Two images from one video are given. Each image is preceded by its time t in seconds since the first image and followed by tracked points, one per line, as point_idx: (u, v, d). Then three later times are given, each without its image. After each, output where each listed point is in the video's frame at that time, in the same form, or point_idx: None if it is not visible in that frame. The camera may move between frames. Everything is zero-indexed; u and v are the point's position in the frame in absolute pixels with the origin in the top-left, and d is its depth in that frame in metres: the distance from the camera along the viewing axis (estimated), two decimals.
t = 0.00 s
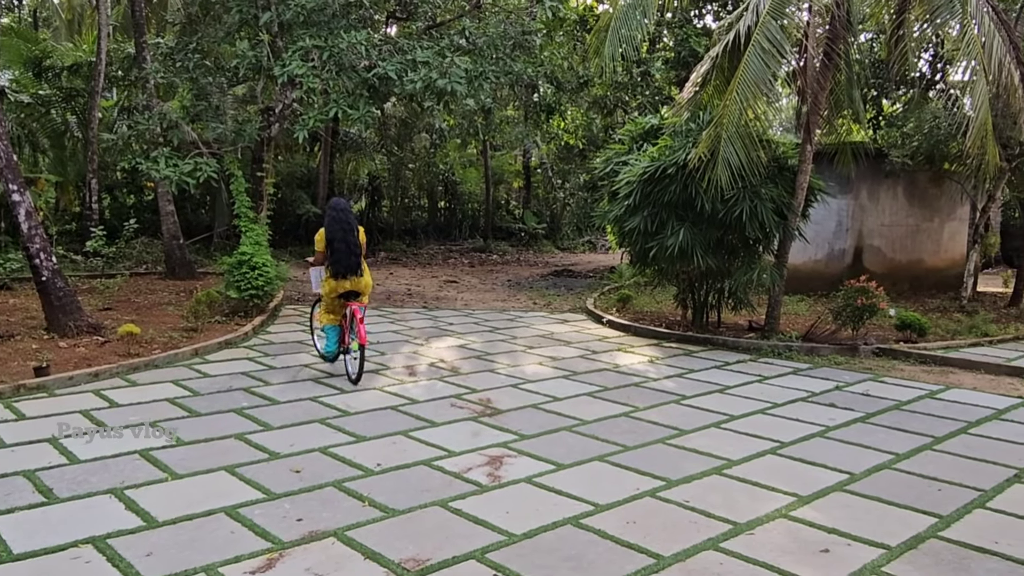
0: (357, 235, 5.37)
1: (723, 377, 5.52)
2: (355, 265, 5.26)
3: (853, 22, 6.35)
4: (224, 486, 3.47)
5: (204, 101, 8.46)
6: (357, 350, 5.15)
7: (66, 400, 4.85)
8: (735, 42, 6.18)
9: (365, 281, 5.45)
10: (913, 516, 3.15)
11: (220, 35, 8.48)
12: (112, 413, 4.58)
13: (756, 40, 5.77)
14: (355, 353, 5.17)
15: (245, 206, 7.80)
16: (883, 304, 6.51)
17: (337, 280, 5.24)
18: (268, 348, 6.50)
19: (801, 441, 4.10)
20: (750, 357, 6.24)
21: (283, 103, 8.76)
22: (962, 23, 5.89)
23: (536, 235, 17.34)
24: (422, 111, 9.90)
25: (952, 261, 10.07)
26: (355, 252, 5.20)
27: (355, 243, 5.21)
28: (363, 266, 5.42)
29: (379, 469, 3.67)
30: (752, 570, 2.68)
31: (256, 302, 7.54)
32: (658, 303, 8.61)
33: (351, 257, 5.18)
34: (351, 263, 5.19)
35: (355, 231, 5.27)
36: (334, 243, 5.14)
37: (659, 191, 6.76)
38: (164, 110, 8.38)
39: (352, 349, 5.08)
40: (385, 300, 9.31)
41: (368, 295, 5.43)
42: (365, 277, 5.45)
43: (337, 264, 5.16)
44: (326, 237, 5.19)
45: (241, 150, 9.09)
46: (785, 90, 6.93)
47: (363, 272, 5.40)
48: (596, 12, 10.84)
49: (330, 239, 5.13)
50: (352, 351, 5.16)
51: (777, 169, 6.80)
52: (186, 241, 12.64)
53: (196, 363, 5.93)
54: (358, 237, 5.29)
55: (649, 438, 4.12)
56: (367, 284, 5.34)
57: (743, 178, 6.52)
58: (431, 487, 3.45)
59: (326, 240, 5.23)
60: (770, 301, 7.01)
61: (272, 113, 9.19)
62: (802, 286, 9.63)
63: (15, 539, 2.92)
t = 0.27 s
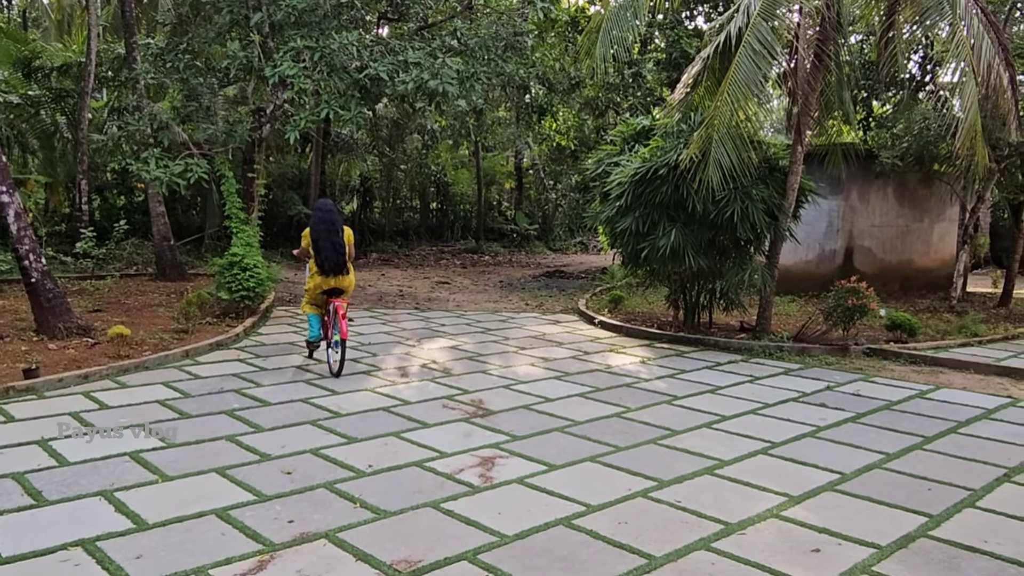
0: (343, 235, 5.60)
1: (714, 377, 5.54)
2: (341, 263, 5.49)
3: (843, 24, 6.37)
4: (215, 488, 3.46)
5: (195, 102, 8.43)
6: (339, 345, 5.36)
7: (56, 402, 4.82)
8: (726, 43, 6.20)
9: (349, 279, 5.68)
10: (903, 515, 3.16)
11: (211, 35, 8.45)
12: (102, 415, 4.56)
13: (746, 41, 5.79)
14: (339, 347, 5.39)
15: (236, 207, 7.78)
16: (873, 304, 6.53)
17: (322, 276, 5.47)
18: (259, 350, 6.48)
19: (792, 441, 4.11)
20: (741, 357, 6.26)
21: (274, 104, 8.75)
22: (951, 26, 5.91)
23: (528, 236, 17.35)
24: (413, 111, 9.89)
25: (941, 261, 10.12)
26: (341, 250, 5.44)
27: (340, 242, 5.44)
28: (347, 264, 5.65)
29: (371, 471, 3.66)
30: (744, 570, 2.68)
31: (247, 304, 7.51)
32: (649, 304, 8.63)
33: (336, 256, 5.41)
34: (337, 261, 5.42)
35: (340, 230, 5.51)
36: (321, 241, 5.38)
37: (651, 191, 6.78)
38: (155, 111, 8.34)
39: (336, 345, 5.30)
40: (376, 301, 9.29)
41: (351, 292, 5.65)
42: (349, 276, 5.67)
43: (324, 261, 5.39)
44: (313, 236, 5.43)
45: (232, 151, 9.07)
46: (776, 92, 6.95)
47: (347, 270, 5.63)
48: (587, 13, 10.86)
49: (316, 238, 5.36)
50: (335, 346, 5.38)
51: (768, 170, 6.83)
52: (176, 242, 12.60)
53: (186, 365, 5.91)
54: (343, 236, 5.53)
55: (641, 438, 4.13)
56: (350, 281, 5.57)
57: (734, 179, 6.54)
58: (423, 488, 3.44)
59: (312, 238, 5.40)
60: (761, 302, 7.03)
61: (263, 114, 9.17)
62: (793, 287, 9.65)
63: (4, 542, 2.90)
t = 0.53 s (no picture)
0: (331, 234, 5.99)
1: (708, 378, 5.55)
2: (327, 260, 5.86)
3: (837, 25, 6.38)
4: (210, 489, 3.45)
5: (188, 102, 8.42)
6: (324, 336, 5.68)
7: (48, 403, 4.80)
8: (720, 44, 6.22)
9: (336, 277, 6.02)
10: (897, 515, 3.17)
11: (205, 36, 8.43)
12: (95, 416, 4.54)
13: (740, 42, 5.81)
14: (323, 341, 5.69)
15: (230, 208, 7.75)
16: (867, 305, 6.55)
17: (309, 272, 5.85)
18: (253, 351, 6.47)
19: (786, 441, 4.12)
20: (736, 358, 6.27)
21: (268, 104, 8.74)
22: (944, 27, 5.93)
23: (523, 236, 17.38)
24: (408, 112, 9.89)
25: (935, 262, 10.16)
26: (326, 248, 5.82)
27: (327, 240, 5.83)
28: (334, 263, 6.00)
29: (365, 472, 3.65)
30: (738, 570, 2.69)
31: (241, 305, 7.49)
32: (644, 305, 8.63)
33: (320, 252, 5.79)
34: (322, 257, 5.80)
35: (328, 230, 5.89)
36: (308, 240, 5.78)
37: (646, 192, 6.78)
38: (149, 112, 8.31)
39: (321, 337, 5.59)
40: (371, 302, 9.28)
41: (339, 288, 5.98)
42: (337, 274, 6.02)
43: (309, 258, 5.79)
44: (301, 235, 5.84)
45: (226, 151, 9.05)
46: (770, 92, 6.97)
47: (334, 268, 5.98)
48: (582, 14, 10.87)
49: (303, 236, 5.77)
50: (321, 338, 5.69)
51: (762, 171, 6.84)
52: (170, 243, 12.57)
53: (180, 366, 5.90)
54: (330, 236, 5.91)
55: (635, 439, 4.13)
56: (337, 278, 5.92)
57: (729, 180, 6.55)
58: (417, 489, 3.44)
59: (301, 237, 5.80)
60: (755, 302, 7.05)
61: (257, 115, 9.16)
62: (787, 287, 9.66)
63: None
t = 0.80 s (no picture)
0: (329, 232, 6.15)
1: (707, 377, 5.55)
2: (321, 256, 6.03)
3: (836, 24, 6.38)
4: (208, 488, 3.45)
5: (187, 100, 8.42)
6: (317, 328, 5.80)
7: (47, 401, 4.80)
8: (719, 44, 6.22)
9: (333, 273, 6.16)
10: (895, 514, 3.17)
11: (204, 34, 8.42)
12: (94, 414, 4.54)
13: (739, 42, 5.81)
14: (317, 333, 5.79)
15: (229, 206, 7.75)
16: (866, 304, 6.56)
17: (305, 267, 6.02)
18: (251, 349, 6.46)
19: (785, 440, 4.12)
20: (734, 357, 6.28)
21: (267, 102, 8.75)
22: (943, 27, 5.93)
23: (522, 235, 17.37)
24: (407, 111, 9.87)
25: (933, 262, 10.17)
26: (320, 244, 5.99)
27: (322, 236, 6.00)
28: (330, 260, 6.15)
29: (364, 470, 3.65)
30: (736, 569, 2.69)
31: (240, 303, 7.49)
32: (643, 304, 8.64)
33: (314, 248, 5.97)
34: (317, 253, 5.96)
35: (325, 227, 6.06)
36: (304, 235, 5.97)
37: (644, 191, 6.79)
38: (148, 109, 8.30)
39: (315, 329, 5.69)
40: (370, 300, 9.28)
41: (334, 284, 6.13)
42: (333, 271, 6.17)
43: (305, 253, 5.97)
44: (298, 231, 6.03)
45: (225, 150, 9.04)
46: (769, 92, 6.97)
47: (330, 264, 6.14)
48: (581, 12, 10.87)
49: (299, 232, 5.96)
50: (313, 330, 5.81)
51: (761, 170, 6.84)
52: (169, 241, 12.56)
53: (179, 364, 5.89)
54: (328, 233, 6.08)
55: (634, 438, 4.13)
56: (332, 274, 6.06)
57: (728, 179, 6.55)
58: (416, 488, 3.44)
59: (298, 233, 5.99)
60: (754, 301, 7.05)
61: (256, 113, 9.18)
62: (786, 287, 9.66)
63: None
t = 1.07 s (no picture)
0: (330, 227, 6.19)
1: (708, 374, 5.55)
2: (322, 250, 6.07)
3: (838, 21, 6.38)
4: (211, 484, 3.46)
5: (189, 97, 8.44)
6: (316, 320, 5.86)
7: (50, 398, 4.81)
8: (722, 41, 6.21)
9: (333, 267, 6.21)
10: (896, 512, 3.18)
11: (205, 30, 8.41)
12: (96, 410, 4.55)
13: (742, 39, 5.80)
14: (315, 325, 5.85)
15: (230, 203, 7.76)
16: (868, 302, 6.55)
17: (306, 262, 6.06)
18: (253, 346, 6.47)
19: (787, 437, 4.12)
20: (736, 354, 6.27)
21: (269, 99, 8.75)
22: (946, 24, 5.92)
23: (523, 232, 17.36)
24: (408, 108, 9.86)
25: (935, 259, 10.16)
26: (321, 240, 6.03)
27: (324, 232, 6.04)
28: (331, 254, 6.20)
29: (365, 467, 3.66)
30: (737, 566, 2.69)
31: (242, 299, 7.49)
32: (644, 301, 8.64)
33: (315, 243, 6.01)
34: (318, 247, 6.00)
35: (326, 222, 6.10)
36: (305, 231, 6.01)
37: (646, 188, 6.78)
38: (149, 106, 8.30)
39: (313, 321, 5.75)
40: (371, 297, 9.29)
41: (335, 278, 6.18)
42: (334, 265, 6.21)
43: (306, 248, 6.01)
44: (300, 227, 6.06)
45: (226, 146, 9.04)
46: (771, 89, 6.96)
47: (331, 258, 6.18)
48: (583, 9, 10.85)
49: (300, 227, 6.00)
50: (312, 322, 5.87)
51: (763, 167, 6.83)
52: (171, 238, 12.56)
53: (181, 360, 5.90)
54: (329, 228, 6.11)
55: (636, 435, 4.14)
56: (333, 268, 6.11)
57: (730, 176, 6.55)
58: (417, 484, 3.44)
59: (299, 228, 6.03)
60: (756, 299, 7.05)
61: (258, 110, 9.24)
62: (787, 283, 9.65)
63: None
